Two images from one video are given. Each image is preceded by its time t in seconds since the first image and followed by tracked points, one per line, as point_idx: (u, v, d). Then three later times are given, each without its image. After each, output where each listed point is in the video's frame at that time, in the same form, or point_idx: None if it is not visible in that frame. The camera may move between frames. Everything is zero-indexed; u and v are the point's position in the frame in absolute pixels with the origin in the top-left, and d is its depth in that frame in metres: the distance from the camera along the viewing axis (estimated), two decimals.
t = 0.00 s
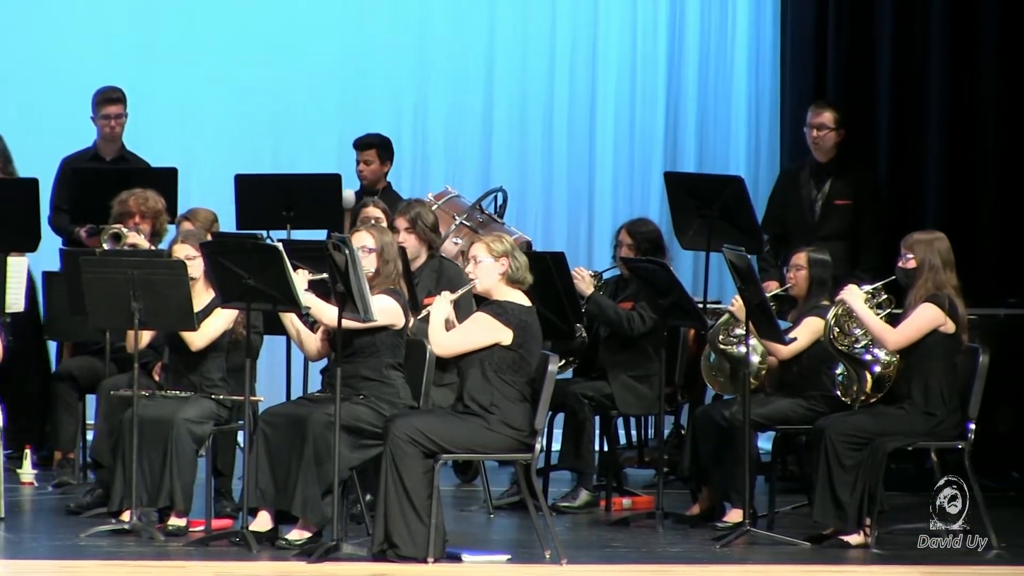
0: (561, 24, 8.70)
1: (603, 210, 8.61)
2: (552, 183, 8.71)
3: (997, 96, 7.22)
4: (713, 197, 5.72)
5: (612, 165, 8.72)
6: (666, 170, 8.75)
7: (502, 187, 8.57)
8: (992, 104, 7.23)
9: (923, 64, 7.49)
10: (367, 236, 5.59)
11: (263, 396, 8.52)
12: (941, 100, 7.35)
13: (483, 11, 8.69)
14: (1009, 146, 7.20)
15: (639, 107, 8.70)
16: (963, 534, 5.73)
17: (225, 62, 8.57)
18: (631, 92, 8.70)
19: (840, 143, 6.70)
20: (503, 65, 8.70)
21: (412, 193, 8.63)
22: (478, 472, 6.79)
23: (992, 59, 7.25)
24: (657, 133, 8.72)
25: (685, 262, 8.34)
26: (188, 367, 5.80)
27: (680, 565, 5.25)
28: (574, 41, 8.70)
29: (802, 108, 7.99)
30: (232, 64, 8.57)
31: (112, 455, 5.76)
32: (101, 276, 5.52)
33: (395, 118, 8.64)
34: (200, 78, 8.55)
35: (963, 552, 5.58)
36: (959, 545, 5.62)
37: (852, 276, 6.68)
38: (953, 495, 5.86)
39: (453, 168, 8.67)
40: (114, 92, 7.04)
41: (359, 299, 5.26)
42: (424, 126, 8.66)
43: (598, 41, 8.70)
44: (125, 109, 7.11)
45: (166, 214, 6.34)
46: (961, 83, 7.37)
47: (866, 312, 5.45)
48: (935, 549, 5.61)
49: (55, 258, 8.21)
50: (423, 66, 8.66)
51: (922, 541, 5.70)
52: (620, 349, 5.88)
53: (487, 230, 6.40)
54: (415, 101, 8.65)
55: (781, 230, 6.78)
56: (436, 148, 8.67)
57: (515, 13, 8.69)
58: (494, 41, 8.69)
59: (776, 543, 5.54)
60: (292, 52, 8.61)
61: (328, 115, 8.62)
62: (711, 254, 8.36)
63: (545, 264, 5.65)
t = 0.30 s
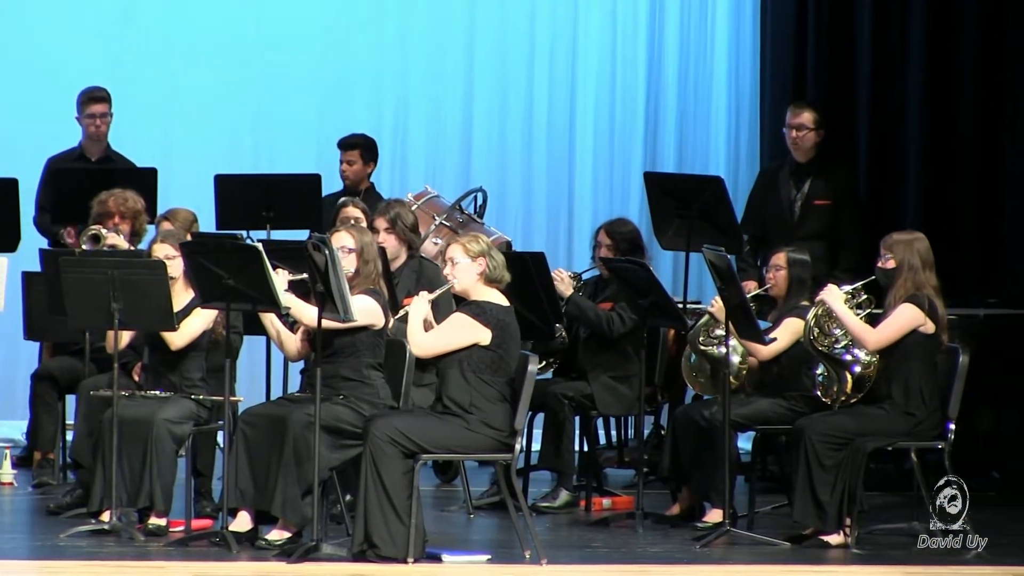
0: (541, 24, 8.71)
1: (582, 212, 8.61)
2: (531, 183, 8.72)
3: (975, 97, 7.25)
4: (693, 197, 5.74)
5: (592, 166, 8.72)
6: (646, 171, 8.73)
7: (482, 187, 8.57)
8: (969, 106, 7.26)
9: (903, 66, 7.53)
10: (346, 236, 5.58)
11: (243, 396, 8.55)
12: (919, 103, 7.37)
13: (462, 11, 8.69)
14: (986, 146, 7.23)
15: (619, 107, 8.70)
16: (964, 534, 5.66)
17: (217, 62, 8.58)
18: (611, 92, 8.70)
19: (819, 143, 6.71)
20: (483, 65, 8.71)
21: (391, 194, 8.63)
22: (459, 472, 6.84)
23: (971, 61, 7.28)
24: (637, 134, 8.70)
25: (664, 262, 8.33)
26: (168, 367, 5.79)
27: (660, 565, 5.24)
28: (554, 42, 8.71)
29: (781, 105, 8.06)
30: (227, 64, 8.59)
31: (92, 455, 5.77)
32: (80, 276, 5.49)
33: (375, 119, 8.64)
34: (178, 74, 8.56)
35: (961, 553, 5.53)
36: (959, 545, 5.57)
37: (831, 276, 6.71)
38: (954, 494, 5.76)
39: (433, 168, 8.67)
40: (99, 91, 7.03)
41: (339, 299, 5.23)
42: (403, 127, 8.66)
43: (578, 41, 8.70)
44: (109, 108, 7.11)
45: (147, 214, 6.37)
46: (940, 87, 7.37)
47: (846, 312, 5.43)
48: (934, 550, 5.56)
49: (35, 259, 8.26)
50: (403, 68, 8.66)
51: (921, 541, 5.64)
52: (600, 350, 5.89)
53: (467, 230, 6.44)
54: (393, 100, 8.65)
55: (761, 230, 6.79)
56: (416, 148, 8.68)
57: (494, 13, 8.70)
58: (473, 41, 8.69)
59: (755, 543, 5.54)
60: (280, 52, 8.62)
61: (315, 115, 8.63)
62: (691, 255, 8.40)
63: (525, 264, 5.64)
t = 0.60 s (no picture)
0: (524, 26, 8.75)
1: (565, 213, 8.63)
2: (514, 184, 8.75)
3: (958, 101, 7.25)
4: (674, 197, 5.75)
5: (574, 167, 8.76)
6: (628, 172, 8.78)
7: (464, 187, 8.59)
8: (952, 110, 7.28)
9: (885, 69, 7.61)
10: (329, 236, 5.56)
11: (225, 396, 8.56)
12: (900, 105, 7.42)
13: (445, 11, 8.72)
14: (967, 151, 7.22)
15: (602, 109, 8.75)
16: (964, 534, 5.71)
17: (213, 62, 8.58)
18: (593, 94, 8.75)
19: (801, 142, 6.74)
20: (465, 66, 8.74)
21: (374, 194, 8.64)
22: (441, 472, 6.90)
23: (954, 65, 7.29)
24: (619, 135, 8.75)
25: (647, 262, 8.47)
26: (150, 368, 5.78)
27: (643, 566, 5.19)
28: (536, 43, 8.75)
29: (764, 106, 8.24)
30: (231, 64, 8.59)
31: (75, 455, 5.76)
32: (62, 277, 5.44)
33: (358, 120, 8.65)
34: (184, 78, 8.57)
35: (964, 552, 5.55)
36: (959, 545, 5.59)
37: (813, 275, 6.75)
38: (954, 495, 5.91)
39: (414, 168, 8.68)
40: (84, 91, 7.04)
41: (322, 300, 5.17)
42: (385, 125, 8.67)
43: (559, 43, 8.74)
44: (94, 108, 7.11)
45: (129, 214, 6.38)
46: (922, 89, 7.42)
47: (828, 312, 5.43)
48: (935, 549, 5.57)
49: (17, 260, 8.34)
50: (385, 70, 8.68)
51: (922, 540, 5.65)
52: (582, 349, 5.92)
53: (449, 231, 6.53)
54: (377, 101, 8.67)
55: (743, 231, 6.83)
56: (398, 149, 8.69)
57: (476, 13, 8.73)
58: (456, 42, 8.72)
59: (737, 543, 5.52)
60: (269, 52, 8.62)
61: (304, 115, 8.63)
62: (673, 256, 8.53)
63: (507, 264, 5.63)
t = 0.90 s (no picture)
0: (508, 27, 8.77)
1: (549, 213, 8.65)
2: (498, 184, 8.75)
3: (942, 102, 7.33)
4: (658, 198, 5.77)
5: (558, 169, 8.78)
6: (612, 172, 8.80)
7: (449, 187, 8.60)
8: (936, 112, 7.35)
9: (869, 73, 7.70)
10: (313, 236, 5.45)
11: (209, 396, 8.55)
12: (885, 108, 7.50)
13: (428, 12, 8.75)
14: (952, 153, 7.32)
15: (586, 109, 8.78)
16: (964, 534, 5.68)
17: (204, 60, 8.58)
18: (578, 95, 8.78)
19: (785, 143, 6.79)
20: (450, 66, 8.76)
21: (358, 194, 8.63)
22: (426, 473, 6.96)
23: (937, 69, 7.38)
24: (603, 136, 8.78)
25: (632, 262, 8.52)
26: (135, 367, 5.77)
27: (626, 566, 5.10)
28: (521, 44, 8.78)
29: (748, 107, 8.30)
30: (221, 62, 8.60)
31: (59, 455, 5.75)
32: (46, 277, 5.34)
33: (343, 120, 8.66)
34: (173, 76, 8.56)
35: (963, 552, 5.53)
36: (959, 545, 5.57)
37: (798, 275, 6.82)
38: (955, 494, 5.95)
39: (400, 168, 8.70)
40: (70, 90, 7.07)
41: (305, 300, 5.03)
42: (370, 131, 8.68)
43: (544, 44, 8.78)
44: (80, 106, 7.13)
45: (114, 214, 6.40)
46: (905, 91, 7.49)
47: (812, 312, 5.41)
48: (934, 549, 5.55)
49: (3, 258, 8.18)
50: (369, 70, 8.69)
51: (922, 540, 5.63)
52: (568, 350, 5.97)
53: (433, 231, 6.61)
54: (362, 101, 8.68)
55: (726, 231, 6.88)
56: (383, 150, 8.70)
57: (461, 14, 8.76)
58: (440, 42, 8.74)
59: (722, 543, 5.48)
60: (259, 51, 8.63)
61: (293, 115, 8.64)
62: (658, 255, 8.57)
63: (491, 264, 5.62)
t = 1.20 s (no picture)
0: (497, 27, 8.78)
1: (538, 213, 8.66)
2: (487, 184, 8.76)
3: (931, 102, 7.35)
4: (647, 197, 5.79)
5: (548, 170, 8.79)
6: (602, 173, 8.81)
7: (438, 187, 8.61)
8: (925, 113, 7.38)
9: (858, 73, 7.72)
10: (302, 236, 5.34)
11: (199, 396, 8.55)
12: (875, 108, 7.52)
13: (417, 12, 8.74)
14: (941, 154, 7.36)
15: (576, 111, 8.79)
16: (964, 534, 5.68)
17: (194, 60, 8.59)
18: (567, 96, 8.79)
19: (774, 143, 6.81)
20: (439, 66, 8.76)
21: (347, 194, 8.64)
22: (416, 474, 6.99)
23: (925, 69, 7.40)
24: (593, 137, 8.80)
25: (621, 262, 8.57)
26: (124, 367, 5.76)
27: (616, 566, 5.04)
28: (510, 44, 8.78)
29: (737, 106, 8.31)
30: (208, 62, 8.60)
31: (49, 455, 5.75)
32: (34, 277, 5.23)
33: (333, 120, 8.67)
34: (171, 77, 8.57)
35: (964, 551, 5.51)
36: (959, 545, 5.55)
37: (787, 275, 6.84)
38: (956, 494, 6.01)
39: (389, 167, 8.69)
40: (57, 90, 7.11)
41: (296, 300, 4.93)
42: (359, 129, 8.69)
43: (533, 44, 8.78)
44: (65, 106, 7.17)
45: (103, 214, 6.41)
46: (893, 93, 7.53)
47: (801, 311, 5.40)
48: (936, 549, 5.53)
49: None
50: (359, 70, 8.69)
51: (922, 540, 5.61)
52: (557, 350, 6.00)
53: (423, 231, 6.65)
54: (352, 101, 8.69)
55: (715, 231, 6.91)
56: (373, 150, 8.70)
57: (450, 14, 8.76)
58: (430, 42, 8.75)
59: (712, 543, 5.44)
60: (251, 52, 8.64)
61: (285, 116, 8.65)
62: (647, 255, 8.61)
63: (481, 263, 5.62)
